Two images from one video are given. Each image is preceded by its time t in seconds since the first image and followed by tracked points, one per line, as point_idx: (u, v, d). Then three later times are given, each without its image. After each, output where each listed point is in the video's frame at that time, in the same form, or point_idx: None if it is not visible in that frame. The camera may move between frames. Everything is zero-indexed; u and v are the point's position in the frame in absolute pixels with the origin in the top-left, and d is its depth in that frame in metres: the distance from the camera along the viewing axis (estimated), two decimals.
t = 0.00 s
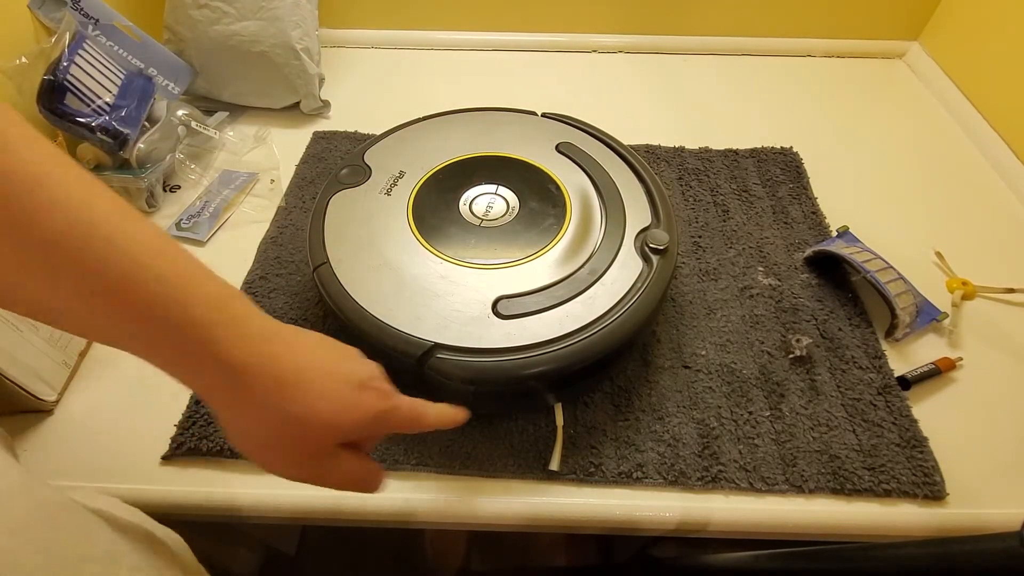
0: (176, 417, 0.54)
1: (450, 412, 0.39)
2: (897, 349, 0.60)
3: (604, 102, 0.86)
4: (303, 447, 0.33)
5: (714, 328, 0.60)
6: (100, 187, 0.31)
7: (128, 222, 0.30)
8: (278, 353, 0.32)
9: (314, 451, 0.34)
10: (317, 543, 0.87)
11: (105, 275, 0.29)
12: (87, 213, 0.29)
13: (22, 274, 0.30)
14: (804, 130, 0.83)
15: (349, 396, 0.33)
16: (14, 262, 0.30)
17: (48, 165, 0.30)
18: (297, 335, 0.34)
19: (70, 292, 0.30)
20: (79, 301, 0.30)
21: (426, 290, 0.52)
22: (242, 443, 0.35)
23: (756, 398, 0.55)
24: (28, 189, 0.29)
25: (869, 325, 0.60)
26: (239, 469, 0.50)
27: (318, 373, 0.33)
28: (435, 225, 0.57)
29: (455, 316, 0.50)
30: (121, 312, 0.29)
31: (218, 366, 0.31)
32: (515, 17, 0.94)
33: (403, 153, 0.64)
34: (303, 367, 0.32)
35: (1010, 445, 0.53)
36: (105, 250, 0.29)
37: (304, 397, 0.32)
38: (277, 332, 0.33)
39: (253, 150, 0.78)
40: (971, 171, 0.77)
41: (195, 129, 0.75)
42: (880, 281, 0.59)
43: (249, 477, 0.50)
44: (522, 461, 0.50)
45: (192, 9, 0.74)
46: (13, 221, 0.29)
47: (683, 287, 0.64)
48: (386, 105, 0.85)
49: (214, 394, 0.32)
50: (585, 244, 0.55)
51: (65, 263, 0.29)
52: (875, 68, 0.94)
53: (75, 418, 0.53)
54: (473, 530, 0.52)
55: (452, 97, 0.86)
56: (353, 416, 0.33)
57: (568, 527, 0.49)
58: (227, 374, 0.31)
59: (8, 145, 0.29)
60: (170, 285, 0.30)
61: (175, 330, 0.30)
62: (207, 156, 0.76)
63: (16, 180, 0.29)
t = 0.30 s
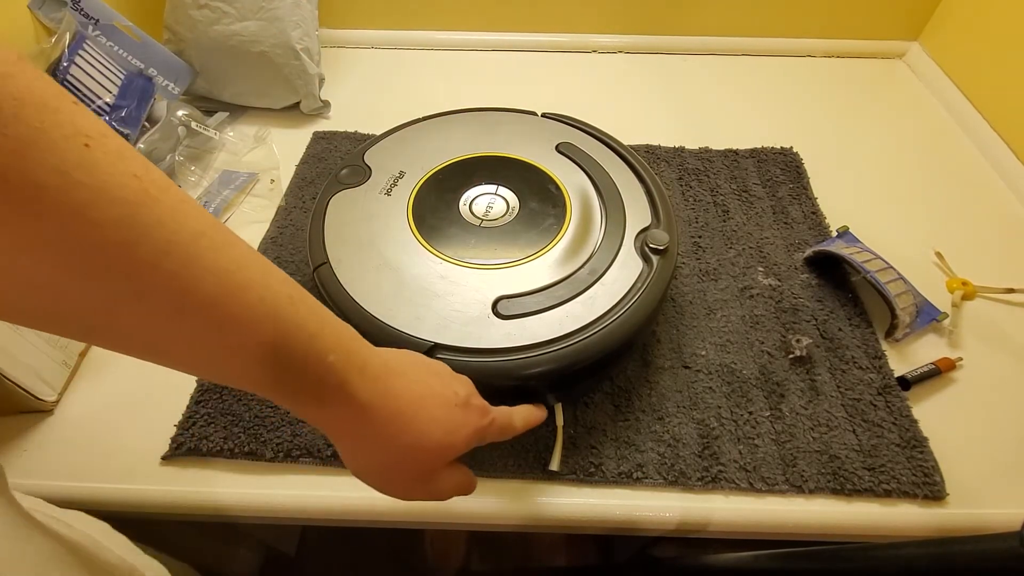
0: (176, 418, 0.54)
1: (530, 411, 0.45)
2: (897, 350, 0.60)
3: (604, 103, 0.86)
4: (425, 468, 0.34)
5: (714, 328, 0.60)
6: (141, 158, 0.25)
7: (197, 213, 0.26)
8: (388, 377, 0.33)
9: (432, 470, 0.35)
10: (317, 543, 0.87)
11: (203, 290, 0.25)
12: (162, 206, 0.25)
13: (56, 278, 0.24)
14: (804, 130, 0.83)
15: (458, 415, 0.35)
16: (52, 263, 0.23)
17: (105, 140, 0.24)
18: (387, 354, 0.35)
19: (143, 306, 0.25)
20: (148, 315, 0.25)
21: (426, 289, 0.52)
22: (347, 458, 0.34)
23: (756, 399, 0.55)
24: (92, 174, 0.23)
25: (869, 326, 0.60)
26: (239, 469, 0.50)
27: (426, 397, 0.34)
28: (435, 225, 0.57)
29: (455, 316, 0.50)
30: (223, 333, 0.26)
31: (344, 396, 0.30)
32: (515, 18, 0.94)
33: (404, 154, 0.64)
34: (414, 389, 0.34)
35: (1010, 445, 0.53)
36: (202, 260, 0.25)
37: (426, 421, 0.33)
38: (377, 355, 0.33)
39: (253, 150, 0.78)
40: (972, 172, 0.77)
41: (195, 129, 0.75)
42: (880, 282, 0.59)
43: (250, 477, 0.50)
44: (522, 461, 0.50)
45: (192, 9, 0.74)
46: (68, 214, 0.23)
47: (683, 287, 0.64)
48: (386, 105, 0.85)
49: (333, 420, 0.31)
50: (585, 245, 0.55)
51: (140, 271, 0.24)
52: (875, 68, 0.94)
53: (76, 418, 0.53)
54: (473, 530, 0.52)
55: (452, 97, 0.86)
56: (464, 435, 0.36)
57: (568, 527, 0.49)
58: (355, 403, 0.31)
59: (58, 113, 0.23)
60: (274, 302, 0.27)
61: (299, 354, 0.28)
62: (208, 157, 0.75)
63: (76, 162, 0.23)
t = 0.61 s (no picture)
0: (176, 418, 0.54)
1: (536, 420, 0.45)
2: (897, 350, 0.60)
3: (604, 103, 0.86)
4: (441, 470, 0.35)
5: (714, 329, 0.60)
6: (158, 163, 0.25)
7: (215, 219, 0.26)
8: (404, 380, 0.33)
9: (447, 473, 0.35)
10: (317, 543, 0.87)
11: (225, 297, 0.25)
12: (184, 214, 0.24)
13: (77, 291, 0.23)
14: (804, 131, 0.83)
15: (472, 419, 0.36)
16: (71, 275, 0.22)
17: (125, 148, 0.23)
18: (401, 357, 0.35)
19: (164, 315, 0.24)
20: (169, 324, 0.25)
21: (426, 290, 0.52)
22: (363, 460, 0.34)
23: (756, 399, 0.55)
24: (114, 183, 0.22)
25: (869, 326, 0.60)
26: (239, 469, 0.50)
27: (442, 401, 0.35)
28: (435, 225, 0.57)
29: (455, 317, 0.50)
30: (243, 340, 0.26)
31: (363, 401, 0.31)
32: (515, 18, 0.94)
33: (405, 154, 0.64)
34: (429, 393, 0.34)
35: (1011, 445, 0.53)
36: (224, 269, 0.25)
37: (442, 425, 0.34)
38: (394, 358, 0.34)
39: (253, 151, 0.78)
40: (972, 172, 0.77)
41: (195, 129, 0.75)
42: (880, 282, 0.59)
43: (250, 477, 0.50)
44: (521, 462, 0.50)
45: (192, 9, 0.74)
46: (92, 224, 0.22)
47: (682, 287, 0.64)
48: (386, 106, 0.85)
49: (351, 424, 0.31)
50: (585, 245, 0.55)
51: (163, 280, 0.24)
52: (875, 68, 0.94)
53: (76, 418, 0.53)
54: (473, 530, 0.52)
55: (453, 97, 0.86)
56: (477, 439, 0.36)
57: (567, 528, 0.49)
58: (373, 407, 0.31)
59: (80, 121, 0.22)
60: (294, 308, 0.27)
61: (317, 360, 0.28)
62: (207, 159, 0.75)
63: (98, 170, 0.22)
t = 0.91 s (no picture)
0: (177, 418, 0.54)
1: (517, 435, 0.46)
2: (897, 351, 0.60)
3: (604, 103, 0.86)
4: (432, 481, 0.35)
5: (714, 329, 0.60)
6: (149, 170, 0.25)
7: (206, 226, 0.26)
8: (398, 389, 0.33)
9: (437, 482, 0.36)
10: (317, 543, 0.87)
11: (215, 305, 0.25)
12: (174, 221, 0.24)
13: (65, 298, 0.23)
14: (804, 131, 0.83)
15: (463, 430, 0.37)
16: (60, 282, 0.22)
17: (114, 155, 0.23)
18: (395, 365, 0.35)
19: (154, 323, 0.25)
20: (159, 332, 0.25)
21: (426, 290, 0.52)
22: (353, 471, 0.35)
23: (755, 399, 0.55)
24: (102, 190, 0.22)
25: (869, 327, 0.60)
26: (239, 469, 0.50)
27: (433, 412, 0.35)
28: (434, 225, 0.57)
29: (455, 317, 0.50)
30: (233, 348, 0.26)
31: (355, 410, 0.31)
32: (514, 18, 0.94)
33: (405, 154, 0.64)
34: (423, 403, 0.34)
35: (1011, 446, 0.53)
36: (216, 276, 0.25)
37: (435, 436, 0.34)
38: (387, 367, 0.34)
39: (253, 151, 0.78)
40: (972, 173, 0.77)
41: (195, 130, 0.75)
42: (880, 282, 0.59)
43: (250, 477, 0.50)
44: (522, 462, 0.50)
45: (192, 10, 0.74)
46: (80, 232, 0.22)
47: (682, 288, 0.64)
48: (385, 106, 0.85)
49: (344, 433, 0.32)
50: (585, 245, 0.55)
51: (153, 288, 0.24)
52: (875, 69, 0.94)
53: (77, 417, 0.53)
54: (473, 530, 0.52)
55: (453, 97, 0.87)
56: (467, 450, 0.37)
57: (569, 528, 0.49)
58: (366, 416, 0.31)
59: (69, 127, 0.22)
60: (285, 316, 0.27)
61: (310, 368, 0.28)
62: (207, 159, 0.75)
63: (86, 178, 0.22)
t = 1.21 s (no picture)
0: (177, 417, 0.54)
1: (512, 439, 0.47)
2: (897, 351, 0.60)
3: (604, 103, 0.86)
4: (424, 483, 0.35)
5: (714, 329, 0.60)
6: (141, 172, 0.24)
7: (199, 229, 0.26)
8: (393, 391, 0.33)
9: (429, 484, 0.36)
10: (317, 543, 0.87)
11: (208, 308, 0.25)
12: (167, 224, 0.24)
13: (57, 300, 0.23)
14: (805, 131, 0.83)
15: (455, 432, 0.37)
16: (52, 285, 0.22)
17: (106, 157, 0.23)
18: (390, 367, 0.35)
19: (148, 326, 0.25)
20: (153, 335, 0.25)
21: (466, 300, 0.52)
22: (345, 472, 0.35)
23: (755, 399, 0.55)
24: (94, 193, 0.22)
25: (869, 327, 0.60)
26: (240, 469, 0.50)
27: (427, 413, 0.35)
28: (470, 234, 0.57)
29: (497, 327, 0.50)
30: (228, 350, 0.26)
31: (350, 412, 0.31)
32: (515, 18, 0.94)
33: (434, 159, 0.63)
34: (417, 405, 0.34)
35: (1011, 446, 0.53)
36: (209, 279, 0.25)
37: (428, 439, 0.34)
38: (383, 368, 0.34)
39: (253, 151, 0.78)
40: (972, 173, 0.77)
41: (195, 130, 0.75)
42: (880, 283, 0.59)
43: (251, 477, 0.50)
44: (522, 462, 0.50)
45: (193, 10, 0.74)
46: (72, 236, 0.22)
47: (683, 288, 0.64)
48: (385, 106, 0.85)
49: (337, 434, 0.32)
50: (622, 253, 0.55)
51: (145, 291, 0.24)
52: (875, 69, 0.94)
53: (77, 418, 0.53)
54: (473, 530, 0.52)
55: (454, 98, 0.87)
56: (459, 451, 0.37)
57: (568, 528, 0.49)
58: (359, 418, 0.31)
59: (59, 130, 0.21)
60: (278, 317, 0.27)
61: (304, 371, 0.28)
62: (207, 159, 0.75)
63: (77, 181, 0.22)
